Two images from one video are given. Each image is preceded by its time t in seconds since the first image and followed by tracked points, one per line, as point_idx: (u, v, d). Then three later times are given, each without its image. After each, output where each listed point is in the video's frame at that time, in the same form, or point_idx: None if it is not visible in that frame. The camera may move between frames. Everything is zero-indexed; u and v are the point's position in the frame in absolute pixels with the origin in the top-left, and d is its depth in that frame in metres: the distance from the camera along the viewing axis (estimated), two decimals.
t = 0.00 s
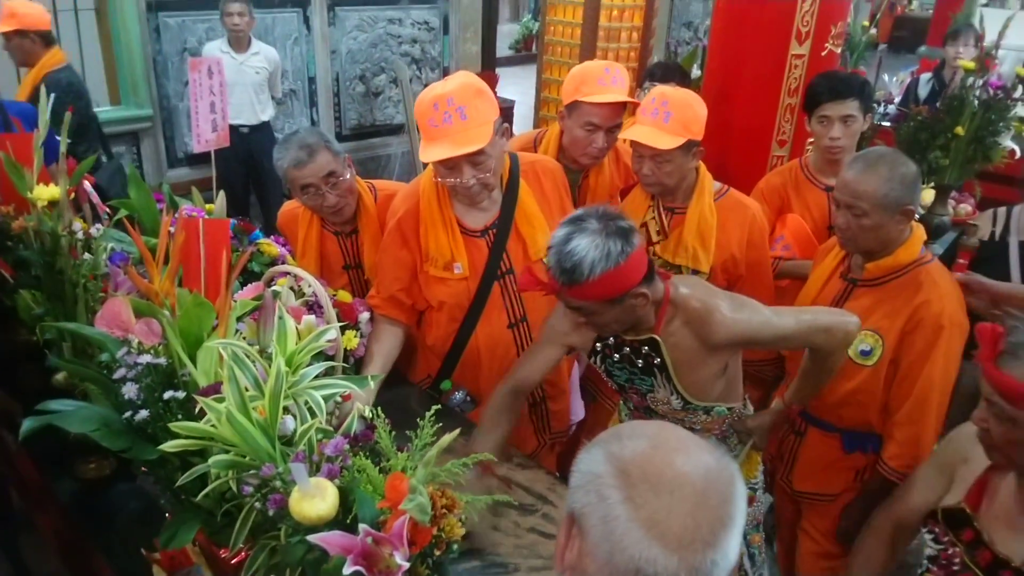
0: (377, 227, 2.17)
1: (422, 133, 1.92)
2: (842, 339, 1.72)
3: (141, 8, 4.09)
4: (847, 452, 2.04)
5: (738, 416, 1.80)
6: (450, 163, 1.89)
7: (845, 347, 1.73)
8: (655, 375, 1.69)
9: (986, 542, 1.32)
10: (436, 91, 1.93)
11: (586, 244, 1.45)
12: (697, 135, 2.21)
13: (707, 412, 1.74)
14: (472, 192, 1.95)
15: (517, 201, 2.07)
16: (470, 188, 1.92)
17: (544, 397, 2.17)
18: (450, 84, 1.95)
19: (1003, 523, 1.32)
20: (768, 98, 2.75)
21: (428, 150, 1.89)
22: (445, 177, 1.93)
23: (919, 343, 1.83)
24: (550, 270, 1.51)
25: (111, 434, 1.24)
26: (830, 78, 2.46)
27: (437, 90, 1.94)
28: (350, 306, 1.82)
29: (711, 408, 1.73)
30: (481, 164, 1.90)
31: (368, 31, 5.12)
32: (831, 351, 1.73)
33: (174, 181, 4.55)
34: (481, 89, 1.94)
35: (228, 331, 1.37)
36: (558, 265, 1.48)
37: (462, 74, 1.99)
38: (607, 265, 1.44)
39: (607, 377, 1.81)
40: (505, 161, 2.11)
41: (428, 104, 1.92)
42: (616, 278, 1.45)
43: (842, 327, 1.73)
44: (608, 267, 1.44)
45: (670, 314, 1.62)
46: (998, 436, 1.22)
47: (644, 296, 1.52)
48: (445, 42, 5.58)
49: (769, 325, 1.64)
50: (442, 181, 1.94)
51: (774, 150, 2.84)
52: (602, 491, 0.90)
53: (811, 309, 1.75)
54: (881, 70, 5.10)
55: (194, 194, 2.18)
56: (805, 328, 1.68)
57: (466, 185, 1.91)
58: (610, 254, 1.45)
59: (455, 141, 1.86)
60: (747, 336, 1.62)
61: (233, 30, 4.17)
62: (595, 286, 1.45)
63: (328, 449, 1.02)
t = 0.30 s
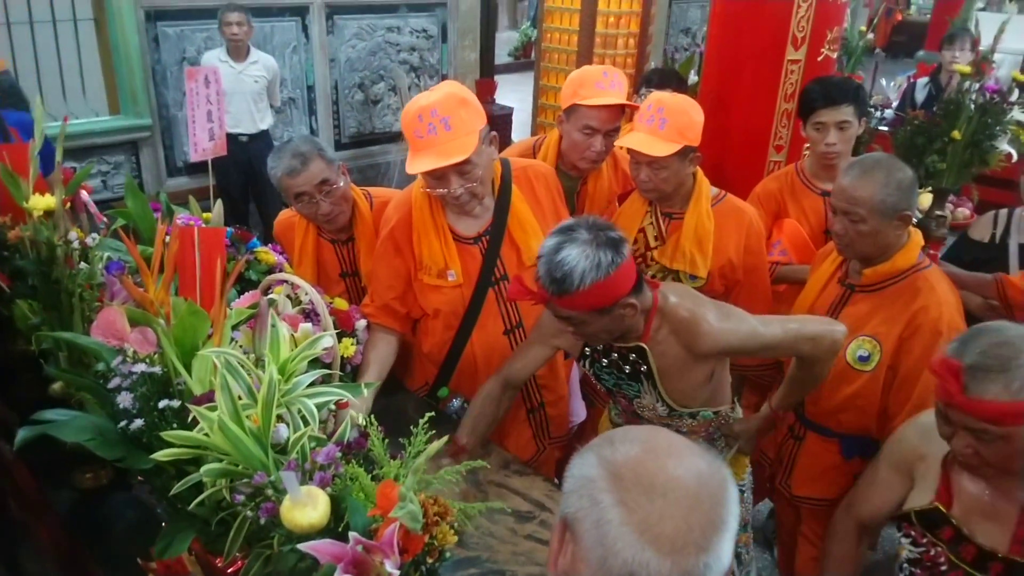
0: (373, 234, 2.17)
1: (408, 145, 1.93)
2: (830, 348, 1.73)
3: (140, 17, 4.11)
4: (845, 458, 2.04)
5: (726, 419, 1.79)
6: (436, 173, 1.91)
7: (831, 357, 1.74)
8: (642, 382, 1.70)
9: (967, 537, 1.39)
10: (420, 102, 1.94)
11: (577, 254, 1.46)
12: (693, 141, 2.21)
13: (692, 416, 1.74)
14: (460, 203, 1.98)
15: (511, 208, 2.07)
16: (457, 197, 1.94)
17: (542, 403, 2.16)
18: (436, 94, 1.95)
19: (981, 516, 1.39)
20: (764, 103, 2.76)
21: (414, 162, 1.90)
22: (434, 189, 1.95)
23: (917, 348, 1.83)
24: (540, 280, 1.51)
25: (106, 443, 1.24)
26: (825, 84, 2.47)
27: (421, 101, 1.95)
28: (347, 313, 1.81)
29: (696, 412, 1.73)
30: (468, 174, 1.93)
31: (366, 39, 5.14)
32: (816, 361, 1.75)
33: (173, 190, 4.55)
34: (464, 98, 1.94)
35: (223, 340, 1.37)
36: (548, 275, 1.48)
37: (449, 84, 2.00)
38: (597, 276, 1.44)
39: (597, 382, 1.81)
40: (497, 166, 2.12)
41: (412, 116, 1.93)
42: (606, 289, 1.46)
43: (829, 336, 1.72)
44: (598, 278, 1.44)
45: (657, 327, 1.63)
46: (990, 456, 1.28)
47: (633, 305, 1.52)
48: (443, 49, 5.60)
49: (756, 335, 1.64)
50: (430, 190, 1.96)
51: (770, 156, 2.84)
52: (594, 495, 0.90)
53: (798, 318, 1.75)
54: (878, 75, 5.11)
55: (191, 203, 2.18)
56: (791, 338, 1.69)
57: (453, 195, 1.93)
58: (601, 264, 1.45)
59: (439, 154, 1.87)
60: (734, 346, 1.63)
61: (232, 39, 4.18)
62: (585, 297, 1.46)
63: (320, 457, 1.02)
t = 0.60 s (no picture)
0: (369, 242, 2.17)
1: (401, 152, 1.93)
2: (839, 353, 1.71)
3: (135, 27, 4.11)
4: (844, 461, 2.04)
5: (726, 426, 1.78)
6: (430, 179, 1.91)
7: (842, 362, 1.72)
8: (647, 377, 1.70)
9: (958, 536, 1.38)
10: (414, 108, 1.93)
11: (595, 241, 1.46)
12: (691, 145, 2.21)
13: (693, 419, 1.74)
14: (455, 209, 1.98)
15: (507, 214, 2.07)
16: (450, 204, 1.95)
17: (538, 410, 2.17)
18: (428, 101, 1.94)
19: (970, 515, 1.38)
20: (760, 106, 2.76)
21: (408, 167, 1.90)
22: (428, 194, 1.95)
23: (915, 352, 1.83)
24: (555, 265, 1.51)
25: (103, 455, 1.24)
26: (820, 87, 2.47)
27: (415, 107, 1.94)
28: (344, 321, 1.81)
29: (697, 415, 1.73)
30: (461, 180, 1.92)
31: (362, 47, 5.14)
32: (825, 366, 1.73)
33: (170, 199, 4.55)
34: (457, 104, 1.94)
35: (219, 350, 1.37)
36: (564, 261, 1.48)
37: (443, 91, 1.99)
38: (614, 264, 1.45)
39: (601, 377, 1.83)
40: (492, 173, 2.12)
41: (405, 122, 1.92)
42: (622, 278, 1.46)
43: (838, 343, 1.71)
44: (615, 266, 1.45)
45: (667, 321, 1.63)
46: (955, 446, 1.30)
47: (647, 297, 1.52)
48: (439, 56, 5.61)
49: (767, 337, 1.63)
50: (425, 197, 1.96)
51: (766, 160, 2.84)
52: (594, 504, 0.90)
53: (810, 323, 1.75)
54: (874, 77, 5.13)
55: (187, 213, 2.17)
56: (802, 341, 1.67)
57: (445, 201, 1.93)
58: (618, 252, 1.46)
59: (434, 160, 1.87)
60: (744, 345, 1.62)
61: (228, 49, 4.19)
62: (600, 285, 1.46)
63: (316, 468, 1.01)
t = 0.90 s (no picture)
0: (373, 250, 2.17)
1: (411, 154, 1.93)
2: (851, 354, 1.71)
3: (140, 36, 4.12)
4: (851, 469, 2.03)
5: (733, 433, 1.77)
6: (440, 181, 1.90)
7: (852, 365, 1.71)
8: (656, 369, 1.69)
9: (949, 535, 1.34)
10: (425, 112, 1.95)
11: (596, 219, 1.47)
12: (698, 149, 2.21)
13: (700, 419, 1.71)
14: (464, 211, 1.95)
15: (511, 222, 2.06)
16: (460, 207, 1.93)
17: (540, 417, 2.17)
18: (439, 105, 1.97)
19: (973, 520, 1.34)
20: (764, 112, 2.75)
21: (418, 170, 1.90)
22: (437, 197, 1.93)
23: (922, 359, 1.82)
24: (561, 239, 1.53)
25: (106, 467, 1.23)
26: (824, 92, 2.46)
27: (425, 111, 1.96)
28: (348, 329, 1.81)
29: (704, 416, 1.70)
30: (472, 183, 1.91)
31: (366, 54, 5.15)
32: (835, 369, 1.72)
33: (175, 207, 4.56)
34: (470, 110, 1.96)
35: (223, 360, 1.37)
36: (568, 235, 1.50)
37: (452, 96, 2.01)
38: (610, 242, 1.45)
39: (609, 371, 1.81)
40: (498, 180, 2.12)
41: (416, 126, 1.94)
42: (618, 258, 1.45)
43: (849, 347, 1.71)
44: (610, 244, 1.45)
45: (679, 310, 1.62)
46: (946, 439, 1.26)
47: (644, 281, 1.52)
48: (443, 62, 5.62)
49: (778, 333, 1.62)
50: (433, 200, 1.94)
51: (771, 164, 2.83)
52: (599, 519, 0.89)
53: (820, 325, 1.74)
54: (877, 82, 5.12)
55: (192, 224, 2.16)
56: (814, 339, 1.66)
57: (457, 204, 1.91)
58: (617, 231, 1.46)
59: (444, 161, 1.87)
60: (753, 338, 1.61)
61: (232, 56, 4.20)
62: (595, 260, 1.46)
63: (320, 480, 1.01)
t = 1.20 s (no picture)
0: (370, 264, 2.17)
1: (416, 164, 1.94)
2: (852, 367, 1.70)
3: (142, 45, 4.14)
4: (850, 482, 2.02)
5: (736, 445, 1.77)
6: (442, 193, 1.91)
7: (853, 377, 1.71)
8: (661, 388, 1.67)
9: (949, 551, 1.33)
10: (430, 123, 1.95)
11: (603, 240, 1.46)
12: (700, 166, 2.21)
13: (706, 435, 1.71)
14: (466, 224, 1.95)
15: (510, 235, 2.07)
16: (462, 219, 1.93)
17: (541, 431, 2.17)
18: (444, 117, 1.97)
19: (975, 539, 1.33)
20: (762, 123, 2.76)
21: (421, 180, 1.91)
22: (438, 209, 1.93)
23: (919, 374, 1.81)
24: (565, 261, 1.51)
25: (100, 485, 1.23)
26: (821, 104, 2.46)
27: (430, 122, 1.96)
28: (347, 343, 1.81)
29: (709, 431, 1.70)
30: (474, 195, 1.92)
31: (367, 62, 5.17)
32: (835, 380, 1.72)
33: (176, 216, 4.57)
34: (474, 121, 1.96)
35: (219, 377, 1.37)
36: (574, 257, 1.47)
37: (456, 106, 2.02)
38: (620, 262, 1.44)
39: (612, 389, 1.79)
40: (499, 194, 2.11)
41: (421, 136, 1.94)
42: (628, 278, 1.45)
43: (849, 356, 1.70)
44: (621, 264, 1.44)
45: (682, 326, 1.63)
46: (951, 452, 1.26)
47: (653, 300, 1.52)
48: (444, 71, 5.63)
49: (780, 346, 1.62)
50: (435, 211, 1.94)
51: (770, 175, 2.83)
52: (590, 546, 0.89)
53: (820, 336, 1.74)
54: (877, 91, 5.13)
55: (190, 234, 2.16)
56: (816, 351, 1.67)
57: (459, 216, 1.91)
58: (626, 252, 1.45)
59: (448, 172, 1.88)
60: (757, 352, 1.61)
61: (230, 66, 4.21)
62: (606, 282, 1.45)
63: (312, 504, 1.02)
